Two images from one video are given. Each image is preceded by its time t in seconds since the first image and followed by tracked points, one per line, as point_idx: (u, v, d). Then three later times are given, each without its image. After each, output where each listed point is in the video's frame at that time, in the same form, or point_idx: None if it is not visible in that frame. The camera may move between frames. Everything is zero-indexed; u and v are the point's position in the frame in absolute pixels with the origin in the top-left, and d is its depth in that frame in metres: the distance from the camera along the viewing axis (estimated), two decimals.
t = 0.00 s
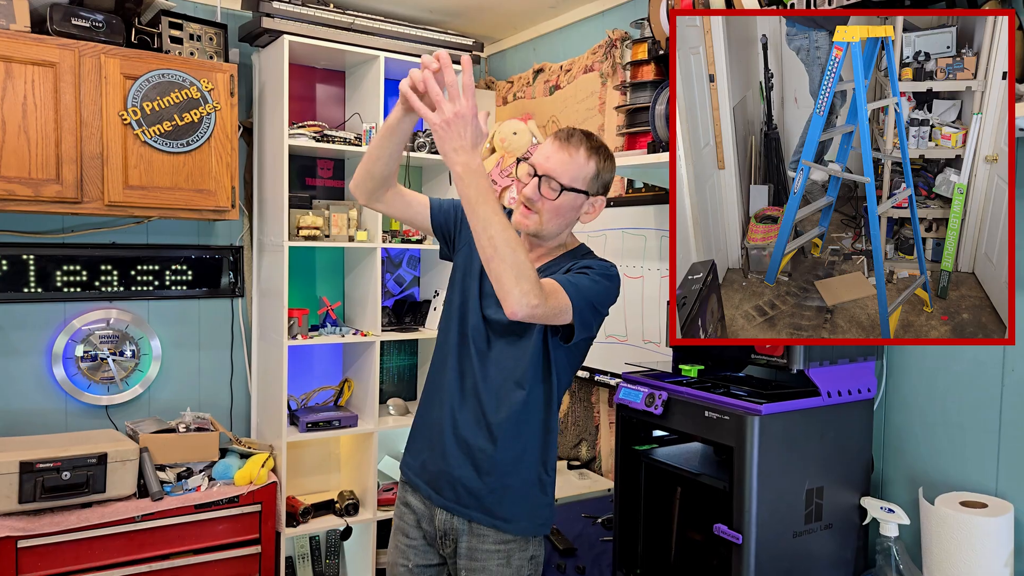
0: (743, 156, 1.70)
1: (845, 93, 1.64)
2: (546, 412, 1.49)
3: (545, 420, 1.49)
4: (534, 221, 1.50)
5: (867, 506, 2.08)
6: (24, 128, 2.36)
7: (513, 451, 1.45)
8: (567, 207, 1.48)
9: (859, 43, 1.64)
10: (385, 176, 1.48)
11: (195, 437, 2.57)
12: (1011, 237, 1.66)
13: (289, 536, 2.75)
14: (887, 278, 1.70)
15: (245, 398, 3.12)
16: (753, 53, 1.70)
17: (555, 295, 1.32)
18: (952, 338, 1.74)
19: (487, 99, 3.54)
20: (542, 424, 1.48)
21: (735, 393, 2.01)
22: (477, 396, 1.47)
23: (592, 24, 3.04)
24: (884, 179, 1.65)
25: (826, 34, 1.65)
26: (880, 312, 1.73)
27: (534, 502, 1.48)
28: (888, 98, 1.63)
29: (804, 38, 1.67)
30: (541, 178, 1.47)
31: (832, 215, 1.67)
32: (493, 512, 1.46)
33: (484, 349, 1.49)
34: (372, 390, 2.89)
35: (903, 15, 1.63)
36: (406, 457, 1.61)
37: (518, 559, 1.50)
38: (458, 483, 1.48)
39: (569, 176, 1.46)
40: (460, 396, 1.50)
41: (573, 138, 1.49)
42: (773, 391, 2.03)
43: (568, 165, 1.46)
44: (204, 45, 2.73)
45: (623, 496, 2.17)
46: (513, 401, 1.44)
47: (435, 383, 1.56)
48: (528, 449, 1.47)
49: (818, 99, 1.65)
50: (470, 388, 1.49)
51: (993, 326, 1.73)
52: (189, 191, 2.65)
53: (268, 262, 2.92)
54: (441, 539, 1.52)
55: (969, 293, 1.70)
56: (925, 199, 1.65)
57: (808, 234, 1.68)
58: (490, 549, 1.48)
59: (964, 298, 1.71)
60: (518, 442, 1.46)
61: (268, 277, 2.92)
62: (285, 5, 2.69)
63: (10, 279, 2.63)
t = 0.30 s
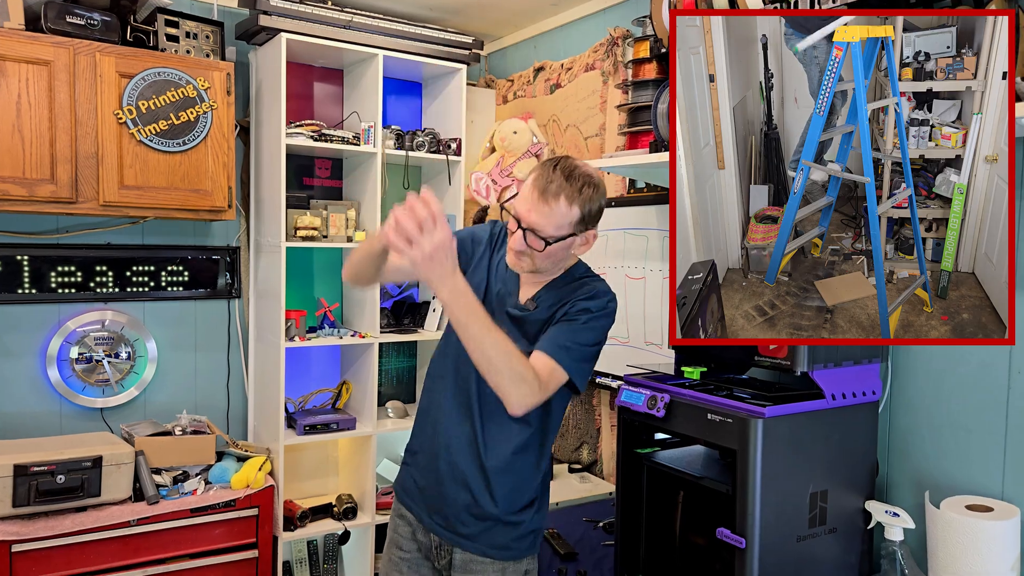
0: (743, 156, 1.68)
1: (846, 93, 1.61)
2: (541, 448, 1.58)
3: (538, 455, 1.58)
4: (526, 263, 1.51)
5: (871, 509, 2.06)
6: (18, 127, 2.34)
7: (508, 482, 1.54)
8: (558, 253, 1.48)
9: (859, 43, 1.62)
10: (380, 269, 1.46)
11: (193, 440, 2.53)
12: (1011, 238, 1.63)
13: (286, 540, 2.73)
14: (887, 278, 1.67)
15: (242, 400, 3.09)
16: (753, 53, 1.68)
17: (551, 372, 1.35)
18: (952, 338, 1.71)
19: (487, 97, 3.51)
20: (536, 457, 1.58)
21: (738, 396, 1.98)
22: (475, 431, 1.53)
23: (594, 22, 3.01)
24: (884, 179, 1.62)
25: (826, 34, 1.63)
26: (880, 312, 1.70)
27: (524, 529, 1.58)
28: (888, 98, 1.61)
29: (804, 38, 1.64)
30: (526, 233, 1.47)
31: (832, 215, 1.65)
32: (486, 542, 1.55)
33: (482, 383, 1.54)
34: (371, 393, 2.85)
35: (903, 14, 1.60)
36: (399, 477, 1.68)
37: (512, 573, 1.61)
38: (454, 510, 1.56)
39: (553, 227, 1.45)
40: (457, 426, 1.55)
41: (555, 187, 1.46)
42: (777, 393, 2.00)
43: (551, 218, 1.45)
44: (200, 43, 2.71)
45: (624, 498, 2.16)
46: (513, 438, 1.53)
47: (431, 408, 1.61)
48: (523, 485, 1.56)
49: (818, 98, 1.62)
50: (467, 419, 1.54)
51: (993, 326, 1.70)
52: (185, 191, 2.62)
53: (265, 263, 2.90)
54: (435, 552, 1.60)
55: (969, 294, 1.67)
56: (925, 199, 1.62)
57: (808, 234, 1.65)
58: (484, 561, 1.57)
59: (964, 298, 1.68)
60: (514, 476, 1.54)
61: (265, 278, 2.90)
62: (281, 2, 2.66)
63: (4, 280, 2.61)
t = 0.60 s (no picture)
0: (743, 156, 1.66)
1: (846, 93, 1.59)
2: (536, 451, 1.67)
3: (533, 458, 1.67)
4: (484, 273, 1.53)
5: (875, 513, 2.03)
6: (12, 127, 2.31)
7: (504, 485, 1.63)
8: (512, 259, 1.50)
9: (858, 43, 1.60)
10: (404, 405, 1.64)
11: (187, 443, 2.53)
12: (1011, 238, 1.60)
13: (284, 544, 2.71)
14: (887, 278, 1.64)
15: (238, 403, 3.07)
16: (752, 53, 1.65)
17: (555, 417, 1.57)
18: (952, 338, 1.69)
19: (487, 96, 3.49)
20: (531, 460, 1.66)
21: (741, 398, 1.96)
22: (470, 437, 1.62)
23: (595, 20, 2.99)
24: (884, 179, 1.60)
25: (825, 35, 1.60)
26: (881, 312, 1.67)
27: (520, 530, 1.65)
28: (888, 98, 1.59)
29: (804, 37, 1.61)
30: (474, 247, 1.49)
31: (832, 215, 1.62)
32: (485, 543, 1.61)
33: (474, 396, 1.62)
34: (370, 395, 2.83)
35: (904, 14, 1.59)
36: (398, 484, 1.77)
37: (512, 567, 1.66)
38: (452, 513, 1.63)
39: (496, 237, 1.48)
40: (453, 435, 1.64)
41: (492, 198, 1.48)
42: (780, 395, 1.98)
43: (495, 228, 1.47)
44: (197, 41, 2.68)
45: (625, 503, 2.13)
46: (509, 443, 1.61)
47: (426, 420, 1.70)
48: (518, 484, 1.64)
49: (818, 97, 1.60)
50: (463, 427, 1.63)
51: (993, 326, 1.68)
52: (181, 191, 2.60)
53: (263, 263, 2.87)
54: (437, 551, 1.67)
55: (969, 294, 1.65)
56: (924, 199, 1.60)
57: (807, 234, 1.63)
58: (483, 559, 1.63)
59: (964, 298, 1.65)
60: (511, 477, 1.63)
61: (263, 279, 2.87)
62: None
63: None
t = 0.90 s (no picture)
0: (743, 156, 1.64)
1: (844, 93, 1.57)
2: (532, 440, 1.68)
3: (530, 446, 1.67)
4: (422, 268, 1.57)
5: (880, 517, 2.01)
6: (6, 126, 2.29)
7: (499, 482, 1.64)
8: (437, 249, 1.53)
9: (859, 43, 1.57)
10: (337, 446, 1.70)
11: (183, 446, 2.49)
12: (1011, 238, 1.58)
13: (281, 548, 2.69)
14: (887, 278, 1.62)
15: (236, 406, 3.04)
16: (752, 54, 1.64)
17: (542, 393, 1.55)
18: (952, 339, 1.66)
19: (487, 95, 3.46)
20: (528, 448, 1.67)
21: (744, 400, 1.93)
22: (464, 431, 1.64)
23: (595, 18, 2.96)
24: (884, 179, 1.57)
25: (825, 34, 1.59)
26: (881, 312, 1.64)
27: (521, 521, 1.67)
28: (888, 98, 1.56)
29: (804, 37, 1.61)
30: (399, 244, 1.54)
31: (832, 215, 1.60)
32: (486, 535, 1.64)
33: (459, 394, 1.64)
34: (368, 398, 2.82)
35: (904, 14, 1.56)
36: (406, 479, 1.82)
37: (512, 561, 1.68)
38: (455, 506, 1.68)
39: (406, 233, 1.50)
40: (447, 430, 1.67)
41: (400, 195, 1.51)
42: (784, 398, 1.96)
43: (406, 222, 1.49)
44: (194, 39, 2.66)
45: (629, 504, 2.13)
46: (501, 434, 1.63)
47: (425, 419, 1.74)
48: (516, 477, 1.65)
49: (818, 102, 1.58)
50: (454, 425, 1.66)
51: (993, 326, 1.65)
52: (177, 191, 2.57)
53: (260, 264, 2.85)
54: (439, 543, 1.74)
55: (969, 294, 1.62)
56: (924, 199, 1.57)
57: (807, 234, 1.60)
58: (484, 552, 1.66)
59: (964, 298, 1.62)
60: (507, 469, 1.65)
61: (260, 280, 2.85)
62: None
63: None
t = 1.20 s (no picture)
0: (743, 156, 1.62)
1: (844, 94, 1.54)
2: (509, 441, 1.71)
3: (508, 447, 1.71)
4: (391, 262, 1.71)
5: (884, 521, 1.98)
6: None
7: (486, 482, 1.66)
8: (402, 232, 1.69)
9: (859, 43, 1.54)
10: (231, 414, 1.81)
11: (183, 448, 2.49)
12: (1011, 238, 1.55)
13: (278, 553, 2.65)
14: (887, 278, 1.60)
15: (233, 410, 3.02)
16: (752, 55, 1.61)
17: (479, 383, 1.61)
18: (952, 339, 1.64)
19: (486, 94, 3.44)
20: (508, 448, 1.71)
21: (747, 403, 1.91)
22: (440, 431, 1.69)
23: (597, 16, 2.94)
24: (884, 179, 1.54)
25: (825, 33, 1.56)
26: (881, 312, 1.62)
27: (504, 520, 1.69)
28: (888, 98, 1.53)
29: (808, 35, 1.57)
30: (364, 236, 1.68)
31: (832, 215, 1.57)
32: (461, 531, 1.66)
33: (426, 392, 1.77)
34: (365, 399, 2.81)
35: (904, 14, 1.53)
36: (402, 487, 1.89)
37: (501, 563, 1.73)
38: (441, 509, 1.72)
39: (376, 215, 1.68)
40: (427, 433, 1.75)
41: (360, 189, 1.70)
42: (788, 400, 1.93)
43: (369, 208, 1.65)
44: (190, 38, 2.64)
45: (629, 509, 2.09)
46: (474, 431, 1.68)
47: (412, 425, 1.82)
48: (496, 478, 1.69)
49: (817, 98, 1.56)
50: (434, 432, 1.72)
51: (993, 326, 1.62)
52: (174, 191, 2.55)
53: (257, 265, 2.83)
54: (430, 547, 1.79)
55: (969, 294, 1.60)
56: (924, 199, 1.55)
57: (807, 233, 1.58)
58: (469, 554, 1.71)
59: (965, 298, 1.60)
60: (486, 470, 1.68)
61: (257, 281, 2.83)
62: None
63: None
